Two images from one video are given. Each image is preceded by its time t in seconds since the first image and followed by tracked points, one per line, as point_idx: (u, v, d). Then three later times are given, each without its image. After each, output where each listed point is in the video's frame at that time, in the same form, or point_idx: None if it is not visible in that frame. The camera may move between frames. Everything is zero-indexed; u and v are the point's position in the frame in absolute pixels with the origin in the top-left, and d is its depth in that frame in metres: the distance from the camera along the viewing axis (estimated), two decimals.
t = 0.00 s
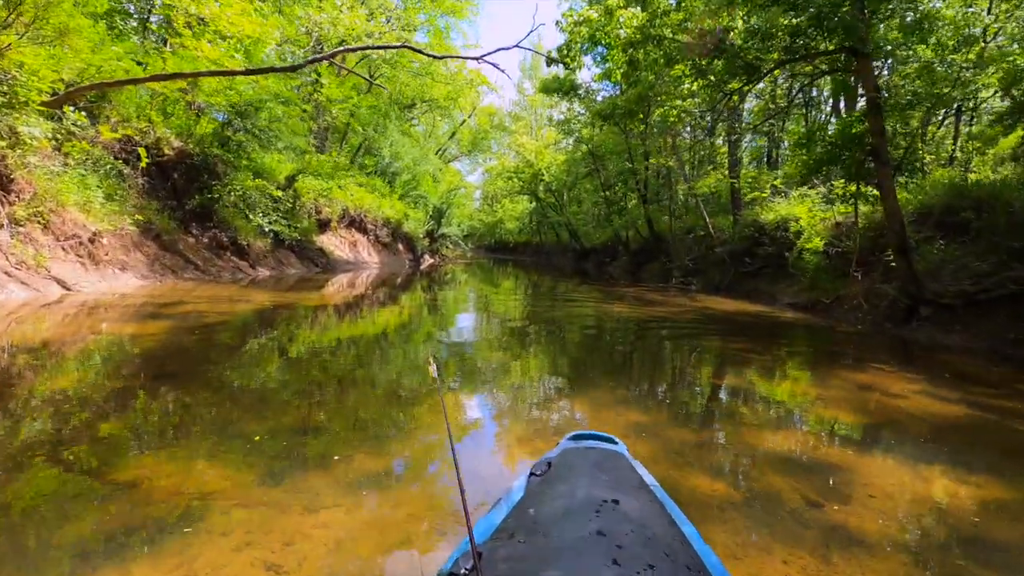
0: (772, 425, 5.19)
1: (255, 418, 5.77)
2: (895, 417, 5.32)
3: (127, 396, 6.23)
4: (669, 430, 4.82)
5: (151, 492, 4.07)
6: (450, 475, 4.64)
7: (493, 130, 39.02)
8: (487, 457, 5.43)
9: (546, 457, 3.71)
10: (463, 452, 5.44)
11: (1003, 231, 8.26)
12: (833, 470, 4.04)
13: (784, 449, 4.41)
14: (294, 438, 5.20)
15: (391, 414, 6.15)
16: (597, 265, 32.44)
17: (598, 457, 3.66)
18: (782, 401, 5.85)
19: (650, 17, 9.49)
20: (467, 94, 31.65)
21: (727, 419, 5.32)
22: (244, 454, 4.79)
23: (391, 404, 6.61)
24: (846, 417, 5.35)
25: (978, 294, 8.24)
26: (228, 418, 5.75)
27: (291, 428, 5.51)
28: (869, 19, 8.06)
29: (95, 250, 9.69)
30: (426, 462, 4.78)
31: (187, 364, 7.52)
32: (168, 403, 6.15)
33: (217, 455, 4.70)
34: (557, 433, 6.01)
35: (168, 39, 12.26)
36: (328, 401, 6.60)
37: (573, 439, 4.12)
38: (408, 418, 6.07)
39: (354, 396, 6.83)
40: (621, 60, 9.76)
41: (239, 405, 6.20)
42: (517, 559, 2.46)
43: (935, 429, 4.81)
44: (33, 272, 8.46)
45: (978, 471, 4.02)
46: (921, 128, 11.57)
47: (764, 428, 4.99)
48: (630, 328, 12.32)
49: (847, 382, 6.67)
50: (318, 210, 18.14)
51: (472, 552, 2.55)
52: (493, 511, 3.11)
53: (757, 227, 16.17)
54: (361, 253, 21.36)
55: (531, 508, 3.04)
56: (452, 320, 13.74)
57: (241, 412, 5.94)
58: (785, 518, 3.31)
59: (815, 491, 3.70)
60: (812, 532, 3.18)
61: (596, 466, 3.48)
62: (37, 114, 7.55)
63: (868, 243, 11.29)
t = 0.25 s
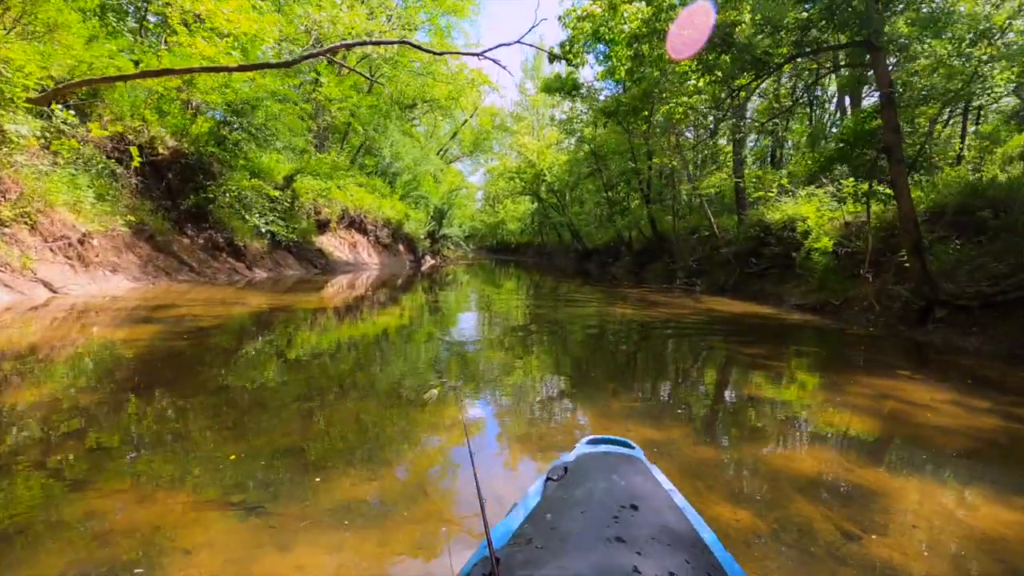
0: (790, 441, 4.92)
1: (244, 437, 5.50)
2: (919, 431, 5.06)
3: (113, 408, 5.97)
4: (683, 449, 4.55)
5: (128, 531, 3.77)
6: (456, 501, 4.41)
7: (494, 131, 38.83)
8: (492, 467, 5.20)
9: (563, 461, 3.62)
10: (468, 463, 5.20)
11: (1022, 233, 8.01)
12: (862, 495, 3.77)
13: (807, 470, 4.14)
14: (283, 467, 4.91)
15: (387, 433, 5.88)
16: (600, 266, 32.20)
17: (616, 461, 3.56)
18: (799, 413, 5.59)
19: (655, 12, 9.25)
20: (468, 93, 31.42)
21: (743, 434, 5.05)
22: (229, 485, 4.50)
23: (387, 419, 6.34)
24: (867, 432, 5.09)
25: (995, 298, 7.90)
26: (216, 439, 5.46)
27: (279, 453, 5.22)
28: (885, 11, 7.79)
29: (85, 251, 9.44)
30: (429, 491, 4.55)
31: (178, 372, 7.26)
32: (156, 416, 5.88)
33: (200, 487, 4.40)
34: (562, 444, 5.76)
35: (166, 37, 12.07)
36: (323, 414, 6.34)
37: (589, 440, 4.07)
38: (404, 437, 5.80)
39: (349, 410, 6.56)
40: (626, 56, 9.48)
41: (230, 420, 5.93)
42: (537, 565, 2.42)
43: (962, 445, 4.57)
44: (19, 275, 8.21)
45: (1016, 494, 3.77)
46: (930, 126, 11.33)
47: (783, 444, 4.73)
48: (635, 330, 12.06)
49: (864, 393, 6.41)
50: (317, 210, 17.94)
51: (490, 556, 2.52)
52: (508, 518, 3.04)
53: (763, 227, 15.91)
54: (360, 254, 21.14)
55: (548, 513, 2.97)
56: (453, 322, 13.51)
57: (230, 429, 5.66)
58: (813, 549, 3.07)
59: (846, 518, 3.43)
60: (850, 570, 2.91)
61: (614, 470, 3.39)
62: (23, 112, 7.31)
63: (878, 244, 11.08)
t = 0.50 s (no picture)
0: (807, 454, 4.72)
1: (236, 444, 5.29)
2: (940, 443, 4.88)
3: (104, 414, 5.79)
4: (694, 463, 4.36)
5: (114, 540, 3.58)
6: (462, 502, 4.32)
7: (497, 131, 38.66)
8: (498, 466, 5.12)
9: (574, 467, 3.89)
10: (474, 464, 5.12)
11: None
12: (888, 514, 3.59)
13: (828, 488, 3.95)
14: (277, 474, 4.71)
15: (386, 438, 5.70)
16: (602, 266, 31.99)
17: (624, 470, 3.84)
18: (813, 422, 5.40)
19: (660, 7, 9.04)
20: (470, 92, 31.25)
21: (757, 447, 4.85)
22: (223, 491, 4.31)
23: (385, 424, 6.15)
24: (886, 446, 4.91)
25: (1011, 299, 7.87)
26: (210, 443, 5.28)
27: (274, 457, 5.03)
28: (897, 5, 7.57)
29: (77, 252, 9.25)
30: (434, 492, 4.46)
31: (173, 377, 7.08)
32: (148, 422, 5.71)
33: (189, 496, 4.20)
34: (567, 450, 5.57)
35: (163, 35, 11.93)
36: (320, 420, 6.15)
37: (601, 447, 4.32)
38: (403, 443, 5.62)
39: (347, 415, 6.37)
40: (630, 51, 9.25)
41: (224, 426, 5.74)
42: (554, 564, 2.69)
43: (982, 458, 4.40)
44: (10, 277, 8.03)
45: None
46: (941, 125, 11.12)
47: (800, 457, 4.54)
48: (640, 331, 11.86)
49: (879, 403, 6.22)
50: (317, 210, 17.78)
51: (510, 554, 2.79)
52: (524, 513, 3.29)
53: (768, 228, 15.71)
54: (361, 254, 20.99)
55: (561, 514, 3.23)
56: (454, 323, 13.35)
57: (222, 437, 5.47)
58: None
59: (874, 542, 3.24)
60: None
61: (621, 479, 3.68)
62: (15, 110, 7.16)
63: (886, 244, 10.88)
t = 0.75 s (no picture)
0: (825, 468, 4.53)
1: (230, 452, 5.12)
2: (962, 457, 4.72)
3: (95, 421, 5.62)
4: (706, 481, 4.15)
5: (99, 559, 3.39)
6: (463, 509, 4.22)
7: (499, 131, 38.49)
8: (501, 474, 5.01)
9: (586, 467, 3.86)
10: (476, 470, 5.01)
11: None
12: (915, 540, 3.38)
13: (850, 510, 3.74)
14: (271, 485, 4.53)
15: (385, 445, 5.51)
16: (606, 267, 31.76)
17: (636, 468, 3.79)
18: (829, 435, 5.18)
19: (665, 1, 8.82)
20: (473, 92, 31.06)
21: (772, 460, 4.67)
22: (215, 504, 4.12)
23: (385, 429, 5.97)
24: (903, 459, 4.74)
25: None
26: (204, 451, 5.11)
27: (268, 467, 4.86)
28: None
29: (68, 255, 9.08)
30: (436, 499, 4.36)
31: (167, 381, 6.90)
32: (138, 430, 5.52)
33: (177, 510, 4.03)
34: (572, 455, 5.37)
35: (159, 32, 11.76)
36: (319, 426, 5.97)
37: (613, 447, 4.29)
38: (402, 449, 5.43)
39: (345, 420, 6.20)
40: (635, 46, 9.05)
41: (219, 433, 5.57)
42: (561, 562, 2.70)
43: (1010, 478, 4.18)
44: None
45: None
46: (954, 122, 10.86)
47: (819, 474, 4.33)
48: (645, 332, 11.66)
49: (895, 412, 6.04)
50: (317, 211, 17.61)
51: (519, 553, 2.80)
52: (535, 516, 3.29)
53: (774, 228, 15.49)
54: (362, 255, 20.80)
55: (572, 515, 3.22)
56: (456, 324, 13.18)
57: (215, 444, 5.28)
58: None
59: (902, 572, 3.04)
60: None
61: (635, 478, 3.63)
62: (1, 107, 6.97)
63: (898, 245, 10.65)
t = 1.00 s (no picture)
0: (845, 479, 4.31)
1: (221, 459, 4.90)
2: (989, 468, 4.48)
3: (84, 425, 5.44)
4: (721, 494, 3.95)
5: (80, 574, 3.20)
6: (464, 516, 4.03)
7: (502, 131, 38.32)
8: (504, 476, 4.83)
9: (597, 466, 3.77)
10: (478, 473, 4.84)
11: None
12: (947, 562, 3.19)
13: (875, 527, 3.54)
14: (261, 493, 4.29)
15: (382, 450, 5.30)
16: (609, 267, 31.53)
17: (648, 467, 3.69)
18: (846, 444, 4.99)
19: None
20: (475, 91, 30.89)
21: (788, 471, 4.45)
22: (207, 513, 3.94)
23: (382, 434, 5.75)
24: (926, 469, 4.50)
25: None
26: (195, 458, 4.90)
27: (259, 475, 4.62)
28: None
29: (59, 255, 8.77)
30: (437, 505, 4.19)
31: (160, 384, 6.73)
32: (128, 435, 5.34)
33: (165, 521, 3.82)
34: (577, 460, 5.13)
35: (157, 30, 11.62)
36: (314, 430, 5.76)
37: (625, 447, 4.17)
38: (399, 455, 5.21)
39: (341, 425, 5.98)
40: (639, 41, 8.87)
41: (209, 439, 5.36)
42: (570, 562, 2.61)
43: None
44: None
45: None
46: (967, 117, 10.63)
47: (839, 488, 4.13)
48: (650, 333, 11.43)
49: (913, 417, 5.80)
50: (317, 211, 17.44)
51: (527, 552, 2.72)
52: (545, 515, 3.21)
53: (782, 226, 15.24)
54: (363, 256, 20.63)
55: (583, 513, 3.13)
56: (458, 324, 12.98)
57: (204, 450, 5.05)
58: None
59: None
60: None
61: (647, 477, 3.54)
62: None
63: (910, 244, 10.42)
